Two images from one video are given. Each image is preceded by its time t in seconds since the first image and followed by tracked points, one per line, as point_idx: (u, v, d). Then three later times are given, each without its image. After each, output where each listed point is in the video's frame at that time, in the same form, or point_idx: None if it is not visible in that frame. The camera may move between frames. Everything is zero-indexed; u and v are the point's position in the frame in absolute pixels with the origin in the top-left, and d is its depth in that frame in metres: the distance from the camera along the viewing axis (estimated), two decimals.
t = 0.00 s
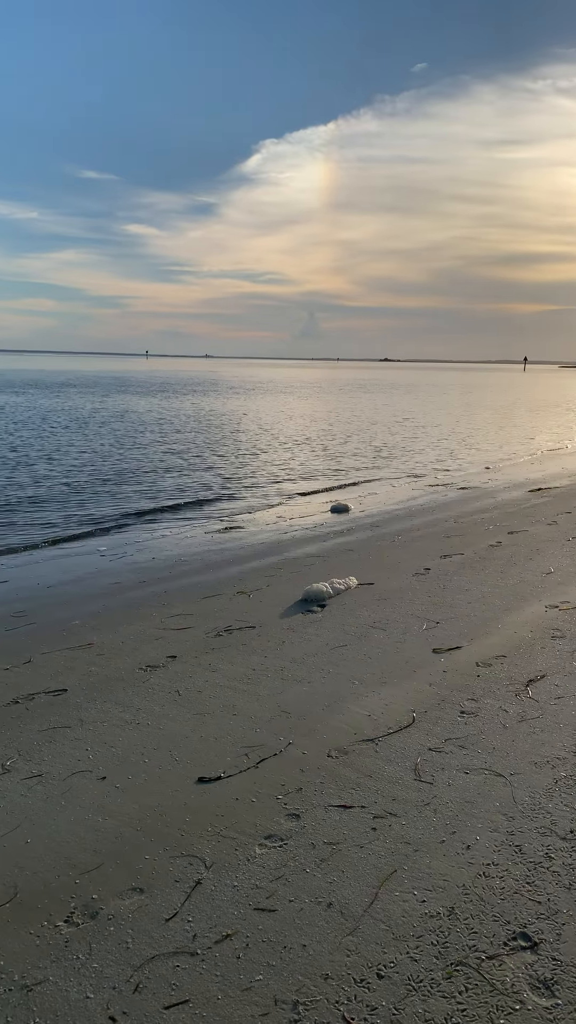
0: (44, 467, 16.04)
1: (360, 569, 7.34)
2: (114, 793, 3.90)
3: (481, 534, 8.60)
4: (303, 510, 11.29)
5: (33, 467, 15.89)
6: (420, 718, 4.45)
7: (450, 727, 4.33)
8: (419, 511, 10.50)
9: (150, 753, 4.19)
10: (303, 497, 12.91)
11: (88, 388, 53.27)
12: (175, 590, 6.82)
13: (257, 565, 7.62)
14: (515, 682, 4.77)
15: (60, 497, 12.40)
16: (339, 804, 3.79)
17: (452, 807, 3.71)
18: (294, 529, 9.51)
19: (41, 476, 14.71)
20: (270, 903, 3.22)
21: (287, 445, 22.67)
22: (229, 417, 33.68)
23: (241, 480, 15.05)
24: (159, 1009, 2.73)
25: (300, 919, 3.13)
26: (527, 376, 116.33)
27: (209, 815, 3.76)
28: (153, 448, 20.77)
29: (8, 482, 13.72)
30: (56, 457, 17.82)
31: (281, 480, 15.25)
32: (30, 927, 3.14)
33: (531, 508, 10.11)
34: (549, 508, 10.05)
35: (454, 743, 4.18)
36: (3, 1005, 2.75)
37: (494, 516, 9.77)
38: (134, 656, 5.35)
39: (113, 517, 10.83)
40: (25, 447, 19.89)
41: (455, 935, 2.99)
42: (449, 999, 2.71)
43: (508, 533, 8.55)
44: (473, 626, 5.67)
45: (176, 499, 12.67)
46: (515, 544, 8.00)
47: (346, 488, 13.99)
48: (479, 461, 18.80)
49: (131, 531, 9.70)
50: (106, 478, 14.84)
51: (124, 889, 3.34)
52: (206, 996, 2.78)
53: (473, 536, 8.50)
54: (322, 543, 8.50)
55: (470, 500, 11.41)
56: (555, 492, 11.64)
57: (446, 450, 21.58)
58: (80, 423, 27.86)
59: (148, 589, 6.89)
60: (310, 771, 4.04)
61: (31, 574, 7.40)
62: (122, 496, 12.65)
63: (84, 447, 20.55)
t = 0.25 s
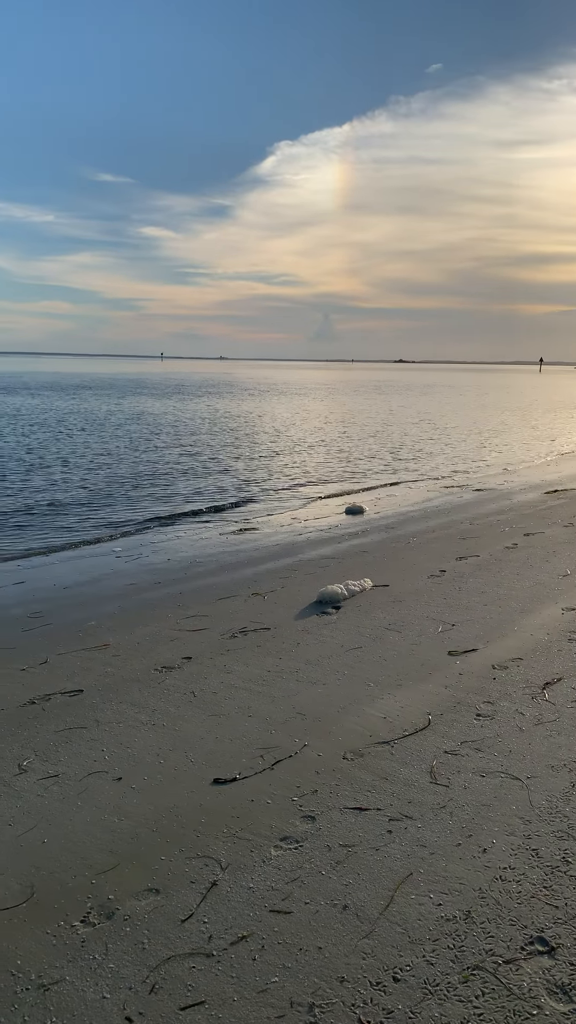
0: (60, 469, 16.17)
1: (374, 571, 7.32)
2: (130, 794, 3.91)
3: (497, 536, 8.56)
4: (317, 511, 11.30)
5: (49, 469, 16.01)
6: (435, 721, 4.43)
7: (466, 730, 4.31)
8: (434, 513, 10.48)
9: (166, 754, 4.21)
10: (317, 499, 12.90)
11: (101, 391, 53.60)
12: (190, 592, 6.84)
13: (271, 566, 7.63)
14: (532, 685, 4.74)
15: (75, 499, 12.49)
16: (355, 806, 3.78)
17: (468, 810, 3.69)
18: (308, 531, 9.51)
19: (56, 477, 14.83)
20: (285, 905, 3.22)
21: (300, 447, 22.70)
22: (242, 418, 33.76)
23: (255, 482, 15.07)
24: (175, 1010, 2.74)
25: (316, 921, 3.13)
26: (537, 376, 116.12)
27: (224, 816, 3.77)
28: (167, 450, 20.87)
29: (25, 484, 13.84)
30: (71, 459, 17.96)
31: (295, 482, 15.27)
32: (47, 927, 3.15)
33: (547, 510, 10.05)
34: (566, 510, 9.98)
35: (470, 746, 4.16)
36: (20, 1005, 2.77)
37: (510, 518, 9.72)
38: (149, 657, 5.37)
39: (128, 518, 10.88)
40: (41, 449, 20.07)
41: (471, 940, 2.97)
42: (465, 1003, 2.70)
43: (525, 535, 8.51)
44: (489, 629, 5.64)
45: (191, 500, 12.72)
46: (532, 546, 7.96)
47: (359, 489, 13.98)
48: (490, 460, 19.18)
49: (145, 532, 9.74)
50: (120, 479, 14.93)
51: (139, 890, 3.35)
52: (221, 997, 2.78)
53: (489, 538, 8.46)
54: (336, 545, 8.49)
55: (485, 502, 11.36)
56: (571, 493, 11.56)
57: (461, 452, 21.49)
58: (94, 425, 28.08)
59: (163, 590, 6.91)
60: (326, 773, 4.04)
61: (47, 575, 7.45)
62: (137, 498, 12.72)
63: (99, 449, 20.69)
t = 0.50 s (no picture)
0: (78, 470, 16.30)
1: (391, 571, 7.31)
2: (148, 793, 3.92)
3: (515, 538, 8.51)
4: (332, 512, 11.31)
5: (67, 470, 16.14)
6: (454, 722, 4.42)
7: (485, 732, 4.30)
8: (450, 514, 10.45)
9: (184, 753, 4.22)
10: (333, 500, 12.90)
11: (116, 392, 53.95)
12: (208, 592, 6.86)
13: (287, 567, 7.64)
14: (552, 687, 4.70)
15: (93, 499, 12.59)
16: (373, 807, 3.78)
17: (487, 812, 3.67)
18: (324, 532, 9.51)
19: (74, 478, 14.96)
20: (304, 906, 3.22)
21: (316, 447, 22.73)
22: (255, 419, 33.85)
23: (270, 483, 15.09)
24: (194, 1009, 2.74)
25: (335, 922, 3.12)
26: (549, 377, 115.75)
27: (242, 816, 3.77)
28: (183, 451, 20.97)
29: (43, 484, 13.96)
30: (89, 459, 18.12)
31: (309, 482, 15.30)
32: (66, 925, 3.17)
33: (565, 512, 9.99)
34: None
35: (489, 748, 4.15)
36: (40, 1002, 2.79)
37: (528, 519, 9.66)
38: (167, 657, 5.39)
39: (146, 519, 10.93)
40: (60, 449, 20.24)
41: (491, 942, 2.96)
42: (485, 1006, 2.69)
43: (543, 536, 8.46)
44: (508, 631, 5.61)
45: (207, 501, 12.78)
46: (550, 547, 7.90)
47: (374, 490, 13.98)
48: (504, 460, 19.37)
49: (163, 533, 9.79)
50: (138, 480, 15.02)
51: (158, 889, 3.36)
52: (240, 997, 2.78)
53: (507, 540, 8.41)
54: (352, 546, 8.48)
55: (503, 503, 11.29)
56: None
57: (477, 453, 21.40)
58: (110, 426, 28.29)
59: (181, 590, 6.94)
60: (344, 773, 4.03)
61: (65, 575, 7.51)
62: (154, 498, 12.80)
63: (117, 449, 20.84)
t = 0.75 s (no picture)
0: (97, 470, 16.41)
1: (411, 572, 7.29)
2: (170, 792, 3.94)
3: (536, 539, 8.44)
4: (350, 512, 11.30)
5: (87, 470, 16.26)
6: (476, 724, 4.40)
7: (507, 734, 4.27)
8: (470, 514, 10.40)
9: (206, 753, 4.23)
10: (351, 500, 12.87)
11: (133, 392, 54.41)
12: (228, 592, 6.87)
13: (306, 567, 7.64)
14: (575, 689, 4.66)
15: (112, 499, 12.66)
16: (394, 808, 3.77)
17: (509, 814, 3.65)
18: (342, 532, 9.50)
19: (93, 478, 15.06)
20: (325, 906, 3.22)
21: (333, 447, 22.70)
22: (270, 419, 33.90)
23: (288, 483, 15.09)
24: (217, 1008, 2.75)
25: (357, 923, 3.12)
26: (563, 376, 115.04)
27: (264, 816, 3.77)
28: (201, 451, 21.02)
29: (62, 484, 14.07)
30: (108, 460, 18.24)
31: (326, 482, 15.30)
32: (89, 922, 3.19)
33: None
34: None
35: (511, 750, 4.12)
36: (64, 998, 2.81)
37: (548, 519, 9.58)
38: (187, 656, 5.40)
39: (165, 519, 10.96)
40: (79, 449, 20.38)
41: (514, 945, 2.94)
42: (509, 1010, 2.67)
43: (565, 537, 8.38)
44: (530, 632, 5.57)
45: (225, 501, 12.80)
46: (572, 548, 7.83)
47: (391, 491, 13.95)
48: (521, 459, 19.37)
49: (183, 533, 9.82)
50: (156, 480, 15.09)
51: (180, 888, 3.37)
52: (263, 996, 2.78)
53: (527, 541, 8.35)
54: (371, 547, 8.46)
55: (524, 504, 11.19)
56: None
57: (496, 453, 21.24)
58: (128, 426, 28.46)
59: (201, 590, 6.95)
60: (365, 774, 4.03)
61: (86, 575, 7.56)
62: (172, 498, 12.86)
63: (136, 449, 20.94)
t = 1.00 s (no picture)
0: (117, 470, 16.51)
1: (433, 573, 7.26)
2: (193, 791, 3.95)
3: (559, 540, 8.37)
4: (370, 513, 11.28)
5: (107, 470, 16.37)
6: (499, 726, 4.37)
7: (532, 736, 4.24)
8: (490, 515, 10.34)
9: (228, 752, 4.24)
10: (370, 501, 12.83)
11: (148, 392, 54.67)
12: (249, 592, 6.88)
13: (327, 567, 7.63)
14: None
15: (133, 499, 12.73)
16: (417, 809, 3.76)
17: (534, 816, 3.62)
18: (362, 532, 9.48)
19: (114, 478, 15.16)
20: (349, 906, 3.21)
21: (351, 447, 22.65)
22: (285, 419, 33.95)
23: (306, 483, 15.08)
24: (241, 1007, 2.75)
25: (381, 924, 3.11)
26: None
27: (287, 815, 3.78)
28: (220, 451, 21.07)
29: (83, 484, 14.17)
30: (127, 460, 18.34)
31: (344, 482, 15.30)
32: (113, 919, 3.21)
33: None
34: None
35: (536, 752, 4.09)
36: (89, 995, 2.83)
37: (571, 520, 9.50)
38: (210, 656, 5.42)
39: (186, 519, 11.00)
40: (100, 450, 20.52)
41: (540, 948, 2.92)
42: (536, 1013, 2.65)
43: None
44: (555, 634, 5.52)
45: (245, 501, 12.82)
46: None
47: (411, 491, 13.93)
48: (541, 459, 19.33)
49: (204, 533, 9.84)
50: (175, 480, 15.15)
51: (203, 886, 3.38)
52: (287, 996, 2.79)
53: (550, 542, 8.29)
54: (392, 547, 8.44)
55: (546, 504, 11.12)
56: None
57: (516, 454, 21.11)
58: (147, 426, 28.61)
59: (222, 589, 6.97)
60: (388, 775, 4.02)
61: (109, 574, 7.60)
62: (191, 498, 12.91)
63: (155, 450, 21.04)
